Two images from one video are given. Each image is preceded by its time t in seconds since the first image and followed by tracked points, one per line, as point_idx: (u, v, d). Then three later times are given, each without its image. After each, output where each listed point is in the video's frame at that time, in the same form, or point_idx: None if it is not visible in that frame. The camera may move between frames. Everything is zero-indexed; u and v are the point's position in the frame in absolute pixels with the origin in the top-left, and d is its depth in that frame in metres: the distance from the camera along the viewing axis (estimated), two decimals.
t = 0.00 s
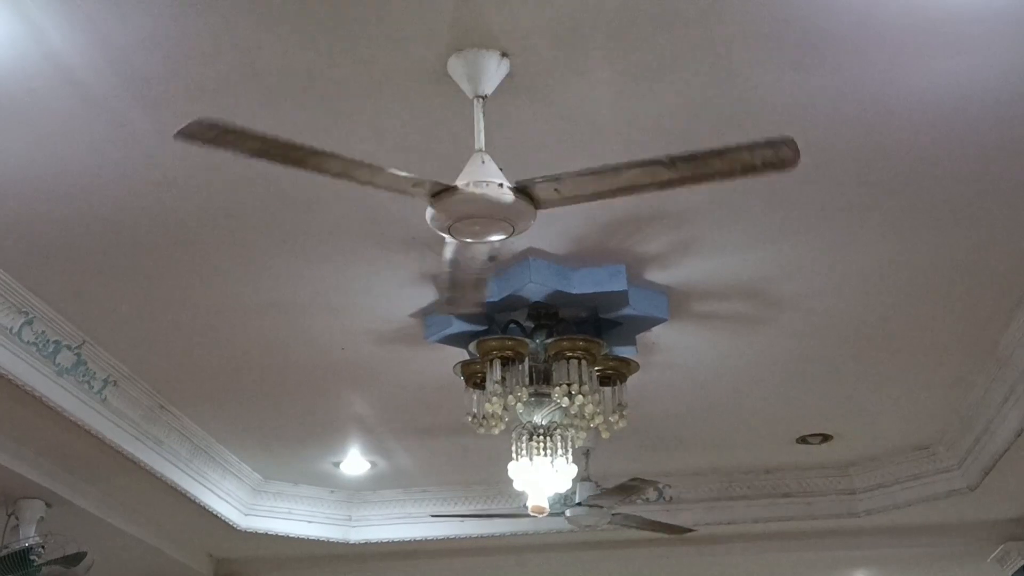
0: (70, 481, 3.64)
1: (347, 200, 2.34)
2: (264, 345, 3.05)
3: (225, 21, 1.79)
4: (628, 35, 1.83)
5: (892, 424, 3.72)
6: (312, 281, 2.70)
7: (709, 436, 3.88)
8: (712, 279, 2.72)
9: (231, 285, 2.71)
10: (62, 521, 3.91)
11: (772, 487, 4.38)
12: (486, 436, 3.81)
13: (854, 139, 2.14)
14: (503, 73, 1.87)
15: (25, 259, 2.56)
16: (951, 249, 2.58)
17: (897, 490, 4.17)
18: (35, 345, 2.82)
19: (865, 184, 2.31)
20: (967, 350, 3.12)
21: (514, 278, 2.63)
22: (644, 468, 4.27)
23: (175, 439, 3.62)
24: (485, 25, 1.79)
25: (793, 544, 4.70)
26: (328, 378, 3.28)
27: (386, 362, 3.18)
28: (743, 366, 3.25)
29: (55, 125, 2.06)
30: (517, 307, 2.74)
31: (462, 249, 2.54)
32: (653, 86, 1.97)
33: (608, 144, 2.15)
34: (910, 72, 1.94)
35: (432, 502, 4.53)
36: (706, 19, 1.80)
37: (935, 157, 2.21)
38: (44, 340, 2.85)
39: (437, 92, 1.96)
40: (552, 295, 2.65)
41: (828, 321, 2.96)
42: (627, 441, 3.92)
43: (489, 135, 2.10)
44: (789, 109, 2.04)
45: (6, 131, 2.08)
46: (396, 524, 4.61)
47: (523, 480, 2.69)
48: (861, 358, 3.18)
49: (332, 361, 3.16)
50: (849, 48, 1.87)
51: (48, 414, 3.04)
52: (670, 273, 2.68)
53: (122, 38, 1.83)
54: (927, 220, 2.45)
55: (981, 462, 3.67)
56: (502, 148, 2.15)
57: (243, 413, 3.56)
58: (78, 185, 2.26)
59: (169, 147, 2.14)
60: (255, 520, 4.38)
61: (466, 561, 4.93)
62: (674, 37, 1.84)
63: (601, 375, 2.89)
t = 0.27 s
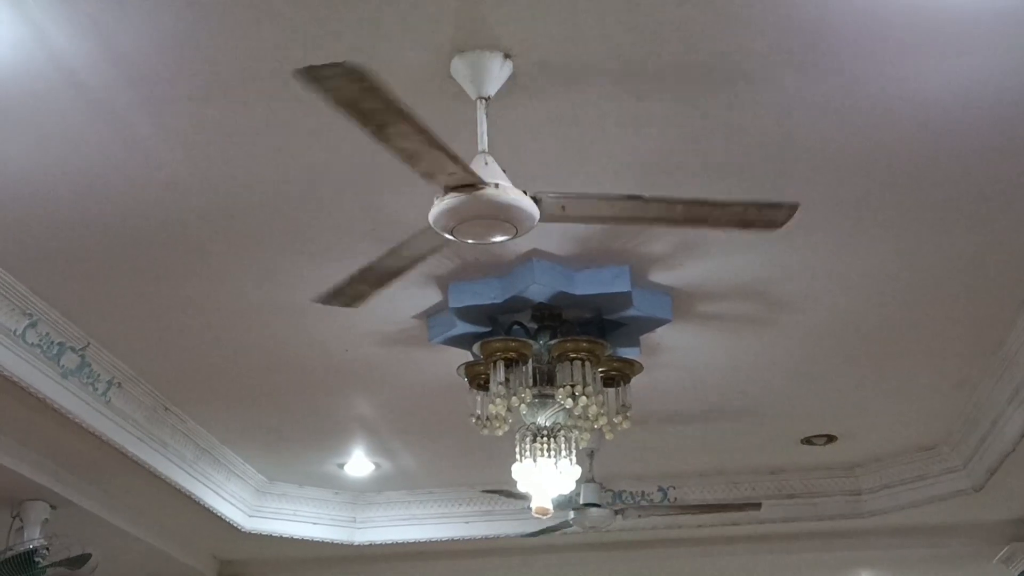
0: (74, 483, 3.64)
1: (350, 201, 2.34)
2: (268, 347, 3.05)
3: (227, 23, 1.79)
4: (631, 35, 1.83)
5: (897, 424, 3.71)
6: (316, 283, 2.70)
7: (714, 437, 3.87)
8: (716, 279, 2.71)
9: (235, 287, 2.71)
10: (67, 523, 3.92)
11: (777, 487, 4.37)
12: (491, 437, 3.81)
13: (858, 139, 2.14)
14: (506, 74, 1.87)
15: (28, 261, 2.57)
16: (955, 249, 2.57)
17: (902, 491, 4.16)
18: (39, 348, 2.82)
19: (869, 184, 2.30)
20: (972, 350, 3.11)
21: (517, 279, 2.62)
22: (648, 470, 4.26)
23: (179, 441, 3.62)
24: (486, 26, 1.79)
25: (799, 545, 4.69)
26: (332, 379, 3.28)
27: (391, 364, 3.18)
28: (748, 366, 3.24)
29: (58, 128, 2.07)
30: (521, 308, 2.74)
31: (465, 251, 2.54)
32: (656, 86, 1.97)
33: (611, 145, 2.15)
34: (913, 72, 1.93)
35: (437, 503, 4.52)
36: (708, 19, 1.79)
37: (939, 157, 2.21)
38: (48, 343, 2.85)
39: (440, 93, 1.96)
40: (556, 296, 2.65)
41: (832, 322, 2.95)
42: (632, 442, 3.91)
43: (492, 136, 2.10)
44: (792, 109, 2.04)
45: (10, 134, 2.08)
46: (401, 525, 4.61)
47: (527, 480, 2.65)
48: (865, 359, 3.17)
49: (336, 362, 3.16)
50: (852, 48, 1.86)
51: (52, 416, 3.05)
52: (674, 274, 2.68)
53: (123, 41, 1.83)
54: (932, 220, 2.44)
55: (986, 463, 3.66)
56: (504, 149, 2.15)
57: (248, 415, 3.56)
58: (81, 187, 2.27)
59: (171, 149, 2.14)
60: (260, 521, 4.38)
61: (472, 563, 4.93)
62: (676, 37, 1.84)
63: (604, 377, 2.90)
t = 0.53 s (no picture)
0: (77, 484, 3.64)
1: (350, 202, 2.34)
2: (269, 348, 3.05)
3: (226, 24, 1.79)
4: (630, 35, 1.83)
5: (899, 424, 3.70)
6: (317, 284, 2.70)
7: (715, 437, 3.87)
8: (717, 280, 2.71)
9: (235, 288, 2.71)
10: (68, 524, 3.92)
11: (780, 488, 4.36)
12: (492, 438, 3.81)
13: (858, 138, 2.14)
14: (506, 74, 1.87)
15: (30, 263, 2.57)
16: (956, 249, 2.56)
17: (904, 491, 4.15)
18: (40, 349, 2.82)
19: (870, 185, 2.30)
20: (973, 350, 3.11)
21: (518, 280, 2.62)
22: (650, 470, 4.26)
23: (181, 442, 3.63)
24: (485, 27, 1.79)
25: (801, 545, 4.68)
26: (333, 380, 3.28)
27: (392, 364, 3.17)
28: (749, 367, 3.24)
29: (59, 129, 2.07)
30: (522, 309, 2.74)
31: (466, 251, 2.54)
32: (655, 87, 1.97)
33: (610, 145, 2.14)
34: (913, 71, 1.93)
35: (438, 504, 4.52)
36: (708, 19, 1.79)
37: (940, 157, 2.20)
38: (49, 344, 2.86)
39: (439, 93, 1.96)
40: (556, 296, 2.64)
41: (833, 322, 2.95)
42: (633, 442, 3.91)
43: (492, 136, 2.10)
44: (791, 109, 2.04)
45: (11, 135, 2.08)
46: (403, 526, 4.61)
47: (529, 483, 2.65)
48: (867, 359, 3.17)
49: (337, 363, 3.16)
50: (852, 47, 1.86)
51: (53, 418, 3.05)
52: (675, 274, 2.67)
53: (123, 41, 1.83)
54: (932, 220, 2.44)
55: (988, 463, 3.66)
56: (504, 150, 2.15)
57: (249, 416, 3.56)
58: (82, 188, 2.27)
59: (172, 150, 2.14)
60: (262, 523, 4.38)
61: (474, 564, 4.92)
62: (675, 37, 1.84)
63: (606, 376, 2.91)
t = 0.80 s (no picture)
0: (80, 486, 3.65)
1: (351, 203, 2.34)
2: (271, 349, 3.05)
3: (226, 26, 1.79)
4: (630, 35, 1.83)
5: (902, 423, 3.70)
6: (319, 285, 2.71)
7: (718, 437, 3.87)
8: (719, 279, 2.71)
9: (237, 289, 2.72)
10: (71, 526, 3.93)
11: (783, 488, 4.36)
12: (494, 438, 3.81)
13: (858, 137, 2.13)
14: (505, 74, 1.87)
15: (32, 264, 2.57)
16: (958, 247, 2.56)
17: (907, 490, 4.15)
18: (42, 351, 2.83)
19: (871, 184, 2.30)
20: (976, 349, 3.10)
21: (519, 280, 2.62)
22: (653, 470, 4.26)
23: (184, 443, 3.63)
24: (485, 27, 1.79)
25: (805, 545, 4.67)
26: (336, 381, 3.28)
27: (394, 365, 3.18)
28: (751, 367, 3.24)
29: (60, 131, 2.07)
30: (523, 309, 2.74)
31: (467, 251, 2.54)
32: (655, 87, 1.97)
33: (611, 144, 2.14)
34: (914, 70, 1.92)
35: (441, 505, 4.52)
36: (707, 19, 1.79)
37: (942, 155, 2.20)
38: (51, 346, 2.86)
39: (439, 94, 1.96)
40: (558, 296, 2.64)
41: (835, 322, 2.95)
42: (636, 442, 3.91)
43: (492, 136, 2.10)
44: (791, 108, 2.04)
45: (11, 137, 2.09)
46: (406, 526, 4.61)
47: (529, 483, 2.68)
48: (869, 358, 3.17)
49: (339, 364, 3.17)
50: (853, 46, 1.86)
51: (56, 419, 3.05)
52: (676, 274, 2.67)
53: (124, 43, 1.83)
54: (934, 219, 2.44)
55: (991, 462, 3.65)
56: (505, 150, 2.15)
57: (251, 417, 3.57)
58: (83, 190, 2.27)
59: (173, 152, 2.15)
60: (265, 524, 4.39)
61: (477, 565, 4.92)
62: (675, 36, 1.83)
63: (607, 376, 2.91)
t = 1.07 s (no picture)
0: (83, 487, 3.65)
1: (352, 203, 2.34)
2: (274, 349, 3.05)
3: (225, 26, 1.79)
4: (629, 32, 1.82)
5: (906, 421, 3.69)
6: (320, 285, 2.71)
7: (721, 436, 3.86)
8: (721, 277, 2.70)
9: (239, 289, 2.72)
10: (75, 527, 3.93)
11: (788, 486, 4.35)
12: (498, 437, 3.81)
13: (860, 134, 2.13)
14: (504, 73, 1.87)
15: (34, 266, 2.57)
16: (961, 244, 2.55)
17: (912, 487, 4.14)
18: (45, 352, 2.83)
19: (873, 180, 2.29)
20: (980, 345, 3.09)
21: (521, 279, 2.62)
22: (657, 469, 4.25)
23: (187, 444, 3.63)
24: (484, 26, 1.79)
25: (810, 544, 4.66)
26: (339, 381, 3.28)
27: (396, 364, 3.17)
28: (753, 365, 3.23)
29: (60, 134, 2.08)
30: (525, 308, 2.74)
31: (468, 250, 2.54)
32: (655, 84, 1.96)
33: (611, 142, 2.14)
34: (914, 66, 1.92)
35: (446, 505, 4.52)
36: (707, 16, 1.79)
37: (944, 151, 2.19)
38: (54, 347, 2.87)
39: (438, 93, 1.96)
40: (560, 295, 2.64)
41: (838, 320, 2.94)
42: (639, 441, 3.90)
43: (492, 135, 2.10)
44: (792, 105, 2.03)
45: (12, 140, 2.09)
46: (410, 526, 4.61)
47: (532, 482, 2.69)
48: (873, 355, 3.16)
49: (342, 364, 3.17)
50: (852, 42, 1.85)
51: (58, 420, 3.06)
52: (678, 272, 2.67)
53: (122, 44, 1.83)
54: (936, 216, 2.43)
55: (997, 458, 3.64)
56: (505, 149, 2.15)
57: (254, 418, 3.57)
58: (84, 192, 2.27)
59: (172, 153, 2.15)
60: (269, 524, 4.39)
61: (482, 565, 4.92)
62: (675, 34, 1.83)
63: (609, 375, 2.88)
